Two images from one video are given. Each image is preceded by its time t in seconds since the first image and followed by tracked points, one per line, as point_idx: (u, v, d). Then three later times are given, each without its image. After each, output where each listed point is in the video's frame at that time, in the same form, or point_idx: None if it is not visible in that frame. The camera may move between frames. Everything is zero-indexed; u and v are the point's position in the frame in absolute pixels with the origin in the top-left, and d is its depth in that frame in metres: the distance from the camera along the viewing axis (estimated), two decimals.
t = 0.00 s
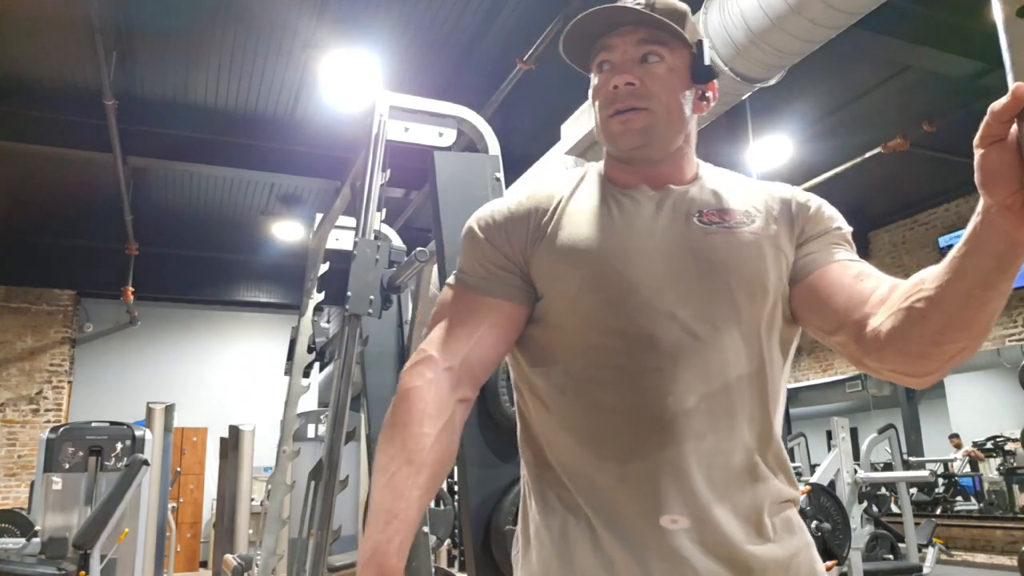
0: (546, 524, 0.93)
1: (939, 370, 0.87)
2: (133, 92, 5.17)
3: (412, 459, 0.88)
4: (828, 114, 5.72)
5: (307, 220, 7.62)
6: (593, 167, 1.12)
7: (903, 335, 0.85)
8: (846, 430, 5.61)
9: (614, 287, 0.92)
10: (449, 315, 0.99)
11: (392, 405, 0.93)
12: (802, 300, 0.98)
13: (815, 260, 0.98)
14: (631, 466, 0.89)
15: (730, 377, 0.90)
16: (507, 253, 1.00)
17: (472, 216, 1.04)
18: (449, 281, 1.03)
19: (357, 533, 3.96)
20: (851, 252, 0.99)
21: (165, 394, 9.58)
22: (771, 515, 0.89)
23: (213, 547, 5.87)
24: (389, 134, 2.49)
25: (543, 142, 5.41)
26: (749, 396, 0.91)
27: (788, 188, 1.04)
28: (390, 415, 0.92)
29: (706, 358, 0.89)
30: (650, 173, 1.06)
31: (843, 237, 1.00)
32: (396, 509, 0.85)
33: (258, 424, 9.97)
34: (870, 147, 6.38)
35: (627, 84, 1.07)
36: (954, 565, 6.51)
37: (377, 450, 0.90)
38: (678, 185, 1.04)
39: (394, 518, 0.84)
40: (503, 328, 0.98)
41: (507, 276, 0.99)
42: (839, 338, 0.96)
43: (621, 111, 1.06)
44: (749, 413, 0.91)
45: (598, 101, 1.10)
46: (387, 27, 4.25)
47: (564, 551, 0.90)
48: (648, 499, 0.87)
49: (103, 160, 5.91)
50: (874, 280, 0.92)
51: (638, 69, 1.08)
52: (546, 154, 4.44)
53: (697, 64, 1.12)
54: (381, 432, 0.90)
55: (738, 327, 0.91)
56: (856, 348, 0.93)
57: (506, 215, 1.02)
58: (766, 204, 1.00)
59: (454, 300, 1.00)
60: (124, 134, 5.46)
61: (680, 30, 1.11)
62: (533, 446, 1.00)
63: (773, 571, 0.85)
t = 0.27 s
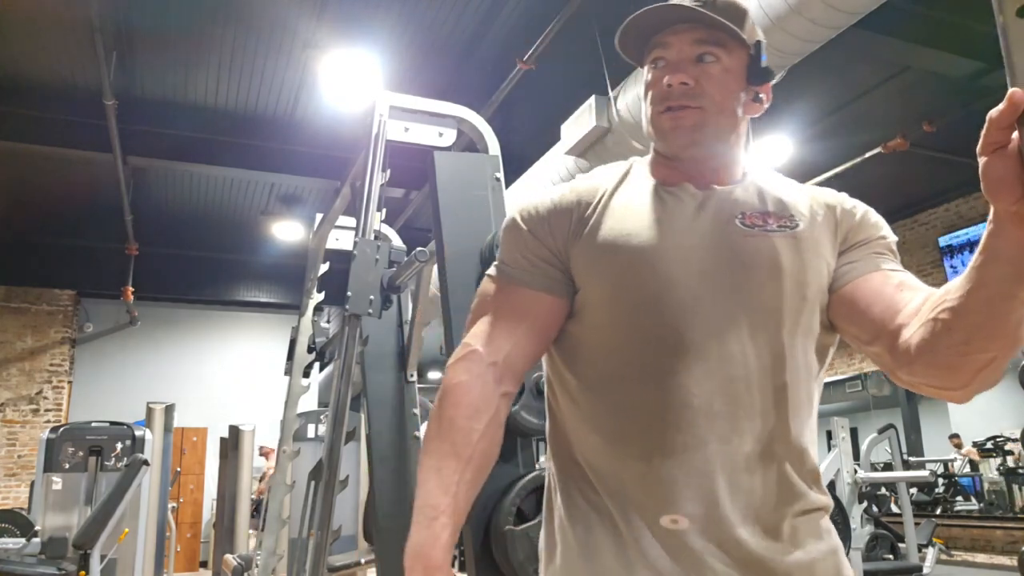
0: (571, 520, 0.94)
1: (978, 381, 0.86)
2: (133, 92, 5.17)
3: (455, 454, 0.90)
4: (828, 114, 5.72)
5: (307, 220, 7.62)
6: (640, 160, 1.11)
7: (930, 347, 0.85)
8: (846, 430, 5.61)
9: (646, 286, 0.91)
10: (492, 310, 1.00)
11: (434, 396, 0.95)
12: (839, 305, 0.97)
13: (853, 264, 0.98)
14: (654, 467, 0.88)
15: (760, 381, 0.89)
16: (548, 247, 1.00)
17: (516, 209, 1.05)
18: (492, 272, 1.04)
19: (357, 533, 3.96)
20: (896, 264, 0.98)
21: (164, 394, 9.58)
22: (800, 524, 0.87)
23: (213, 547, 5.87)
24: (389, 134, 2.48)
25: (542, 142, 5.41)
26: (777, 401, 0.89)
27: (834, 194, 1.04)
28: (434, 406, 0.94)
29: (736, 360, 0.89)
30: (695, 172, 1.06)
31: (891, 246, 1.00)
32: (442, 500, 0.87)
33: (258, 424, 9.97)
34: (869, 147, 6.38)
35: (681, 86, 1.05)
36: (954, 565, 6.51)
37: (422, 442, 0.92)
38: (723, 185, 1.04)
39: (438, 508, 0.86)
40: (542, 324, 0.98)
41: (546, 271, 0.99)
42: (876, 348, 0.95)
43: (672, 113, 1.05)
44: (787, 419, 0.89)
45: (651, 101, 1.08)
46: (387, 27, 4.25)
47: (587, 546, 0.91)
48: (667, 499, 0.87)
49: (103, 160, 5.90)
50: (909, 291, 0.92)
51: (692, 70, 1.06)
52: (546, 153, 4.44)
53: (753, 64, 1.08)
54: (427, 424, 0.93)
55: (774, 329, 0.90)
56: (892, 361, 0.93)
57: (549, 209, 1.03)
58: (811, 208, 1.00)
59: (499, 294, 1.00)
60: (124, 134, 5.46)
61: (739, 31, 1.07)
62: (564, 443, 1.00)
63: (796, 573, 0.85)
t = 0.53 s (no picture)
0: (596, 513, 0.97)
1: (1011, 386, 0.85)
2: (133, 92, 5.17)
3: (486, 449, 0.94)
4: (827, 114, 5.72)
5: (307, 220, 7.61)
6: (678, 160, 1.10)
7: (958, 350, 0.85)
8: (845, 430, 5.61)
9: (683, 290, 0.91)
10: (528, 305, 1.02)
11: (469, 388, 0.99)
12: (876, 309, 0.96)
13: (891, 269, 0.97)
14: (683, 471, 0.89)
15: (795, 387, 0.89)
16: (585, 244, 1.01)
17: (553, 203, 1.05)
18: (527, 263, 1.05)
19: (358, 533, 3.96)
20: (938, 269, 0.96)
21: (164, 394, 9.58)
22: (825, 530, 0.88)
23: (213, 547, 5.86)
24: (389, 134, 2.48)
25: (542, 142, 5.41)
26: (810, 409, 0.89)
27: (876, 199, 1.04)
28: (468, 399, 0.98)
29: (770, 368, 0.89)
30: (737, 174, 1.04)
31: (932, 248, 0.99)
32: (476, 495, 0.92)
33: (258, 424, 9.97)
34: (869, 147, 6.39)
35: (732, 85, 1.02)
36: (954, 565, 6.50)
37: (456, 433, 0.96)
38: (764, 186, 1.02)
39: (469, 500, 0.92)
40: (576, 322, 1.00)
41: (581, 270, 1.00)
42: (910, 352, 0.95)
43: (721, 112, 1.02)
44: (818, 426, 0.89)
45: (696, 100, 1.06)
46: (387, 27, 4.26)
47: (610, 540, 0.93)
48: (691, 498, 0.88)
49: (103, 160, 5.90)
50: (942, 296, 0.91)
51: (741, 70, 1.03)
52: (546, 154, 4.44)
53: (800, 67, 1.06)
54: (460, 417, 0.97)
55: (812, 337, 0.90)
56: (926, 365, 0.92)
57: (586, 205, 1.03)
58: (851, 209, 1.00)
59: (535, 289, 1.02)
60: (124, 134, 5.46)
61: (789, 30, 1.05)
62: (594, 440, 1.01)
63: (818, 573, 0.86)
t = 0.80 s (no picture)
0: (617, 504, 0.99)
1: None
2: (133, 92, 5.17)
3: (498, 436, 0.98)
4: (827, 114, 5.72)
5: (307, 220, 7.61)
6: (702, 160, 1.11)
7: (973, 351, 0.85)
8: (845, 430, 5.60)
9: (707, 293, 0.94)
10: (552, 306, 1.06)
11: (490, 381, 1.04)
12: (897, 310, 0.97)
13: (912, 267, 0.97)
14: (707, 472, 0.91)
15: (820, 390, 0.90)
16: (610, 247, 1.04)
17: (576, 205, 1.08)
18: (552, 266, 1.09)
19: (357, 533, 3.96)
20: (963, 268, 0.96)
21: (164, 394, 9.58)
22: (844, 532, 0.89)
23: (213, 548, 5.85)
24: (389, 134, 2.48)
25: (541, 142, 5.40)
26: (833, 412, 0.90)
27: (900, 196, 1.03)
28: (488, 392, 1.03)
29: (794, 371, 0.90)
30: (760, 176, 1.04)
31: (957, 247, 0.98)
32: (476, 482, 0.96)
33: (258, 424, 9.97)
34: (869, 147, 6.39)
35: (752, 90, 1.01)
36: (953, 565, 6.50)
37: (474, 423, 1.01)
38: (787, 188, 1.02)
39: (476, 484, 0.95)
40: (599, 322, 1.03)
41: (605, 271, 1.03)
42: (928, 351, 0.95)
43: (742, 118, 1.02)
44: (838, 427, 0.90)
45: (716, 105, 1.06)
46: (387, 28, 4.26)
47: (631, 532, 0.96)
48: (709, 493, 0.91)
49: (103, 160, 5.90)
50: (961, 296, 0.91)
51: (761, 75, 1.02)
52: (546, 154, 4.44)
53: (822, 68, 1.05)
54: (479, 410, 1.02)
55: (836, 339, 0.91)
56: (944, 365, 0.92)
57: (609, 208, 1.05)
58: (874, 208, 1.00)
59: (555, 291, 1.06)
60: (124, 134, 5.45)
61: (807, 32, 1.04)
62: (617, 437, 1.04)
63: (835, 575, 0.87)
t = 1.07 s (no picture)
0: (624, 507, 0.99)
1: None
2: (133, 91, 5.17)
3: (514, 437, 0.95)
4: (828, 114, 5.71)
5: (307, 220, 7.60)
6: (707, 164, 1.10)
7: (975, 353, 0.85)
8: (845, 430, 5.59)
9: (714, 294, 0.93)
10: (557, 303, 1.03)
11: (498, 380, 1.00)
12: (902, 312, 0.97)
13: (919, 269, 0.97)
14: (715, 472, 0.91)
15: (827, 391, 0.90)
16: (617, 248, 1.02)
17: (583, 205, 1.06)
18: (557, 264, 1.07)
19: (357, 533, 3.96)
20: (969, 271, 0.96)
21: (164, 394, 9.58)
22: (852, 534, 0.89)
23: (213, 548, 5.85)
24: (389, 134, 2.48)
25: (541, 142, 5.41)
26: (840, 413, 0.90)
27: (906, 199, 1.03)
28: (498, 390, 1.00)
29: (799, 372, 0.90)
30: (767, 178, 1.04)
31: (962, 250, 0.98)
32: (493, 483, 0.92)
33: (258, 424, 9.97)
34: (869, 147, 6.38)
35: (766, 93, 1.00)
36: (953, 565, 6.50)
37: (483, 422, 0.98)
38: (794, 190, 1.02)
39: (494, 487, 0.92)
40: (608, 322, 1.02)
41: (614, 271, 1.02)
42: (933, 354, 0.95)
43: (755, 124, 1.01)
44: (845, 428, 0.89)
45: (726, 107, 1.04)
46: (388, 28, 4.26)
47: (638, 534, 0.96)
48: (717, 495, 0.91)
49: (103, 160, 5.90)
50: (966, 299, 0.91)
51: (772, 79, 1.01)
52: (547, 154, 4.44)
53: (829, 69, 1.05)
54: (488, 410, 0.98)
55: (844, 341, 0.91)
56: (950, 368, 0.92)
57: (616, 209, 1.04)
58: (879, 210, 1.00)
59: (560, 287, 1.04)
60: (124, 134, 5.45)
61: (817, 33, 1.03)
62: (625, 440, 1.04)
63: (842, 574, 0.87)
